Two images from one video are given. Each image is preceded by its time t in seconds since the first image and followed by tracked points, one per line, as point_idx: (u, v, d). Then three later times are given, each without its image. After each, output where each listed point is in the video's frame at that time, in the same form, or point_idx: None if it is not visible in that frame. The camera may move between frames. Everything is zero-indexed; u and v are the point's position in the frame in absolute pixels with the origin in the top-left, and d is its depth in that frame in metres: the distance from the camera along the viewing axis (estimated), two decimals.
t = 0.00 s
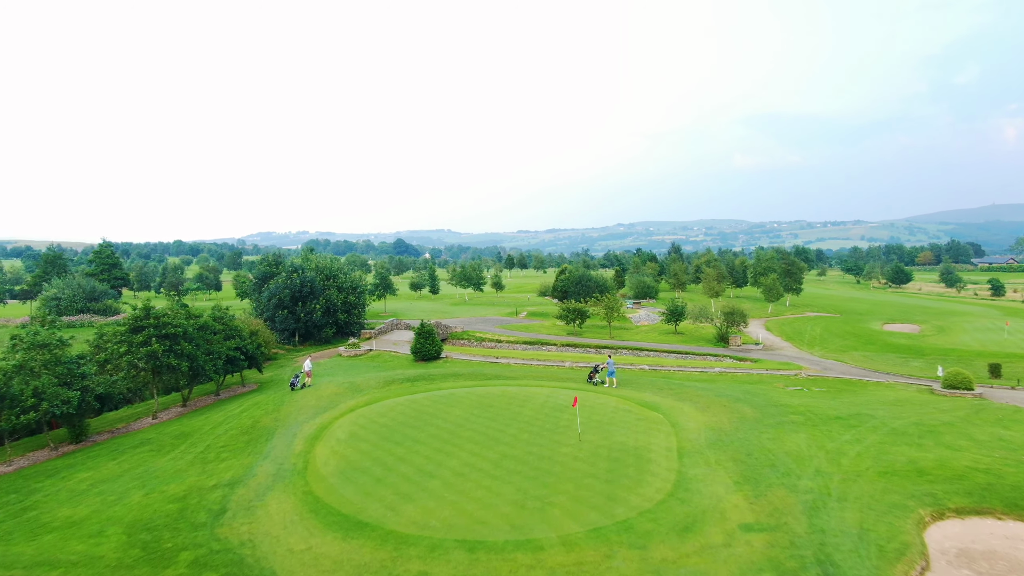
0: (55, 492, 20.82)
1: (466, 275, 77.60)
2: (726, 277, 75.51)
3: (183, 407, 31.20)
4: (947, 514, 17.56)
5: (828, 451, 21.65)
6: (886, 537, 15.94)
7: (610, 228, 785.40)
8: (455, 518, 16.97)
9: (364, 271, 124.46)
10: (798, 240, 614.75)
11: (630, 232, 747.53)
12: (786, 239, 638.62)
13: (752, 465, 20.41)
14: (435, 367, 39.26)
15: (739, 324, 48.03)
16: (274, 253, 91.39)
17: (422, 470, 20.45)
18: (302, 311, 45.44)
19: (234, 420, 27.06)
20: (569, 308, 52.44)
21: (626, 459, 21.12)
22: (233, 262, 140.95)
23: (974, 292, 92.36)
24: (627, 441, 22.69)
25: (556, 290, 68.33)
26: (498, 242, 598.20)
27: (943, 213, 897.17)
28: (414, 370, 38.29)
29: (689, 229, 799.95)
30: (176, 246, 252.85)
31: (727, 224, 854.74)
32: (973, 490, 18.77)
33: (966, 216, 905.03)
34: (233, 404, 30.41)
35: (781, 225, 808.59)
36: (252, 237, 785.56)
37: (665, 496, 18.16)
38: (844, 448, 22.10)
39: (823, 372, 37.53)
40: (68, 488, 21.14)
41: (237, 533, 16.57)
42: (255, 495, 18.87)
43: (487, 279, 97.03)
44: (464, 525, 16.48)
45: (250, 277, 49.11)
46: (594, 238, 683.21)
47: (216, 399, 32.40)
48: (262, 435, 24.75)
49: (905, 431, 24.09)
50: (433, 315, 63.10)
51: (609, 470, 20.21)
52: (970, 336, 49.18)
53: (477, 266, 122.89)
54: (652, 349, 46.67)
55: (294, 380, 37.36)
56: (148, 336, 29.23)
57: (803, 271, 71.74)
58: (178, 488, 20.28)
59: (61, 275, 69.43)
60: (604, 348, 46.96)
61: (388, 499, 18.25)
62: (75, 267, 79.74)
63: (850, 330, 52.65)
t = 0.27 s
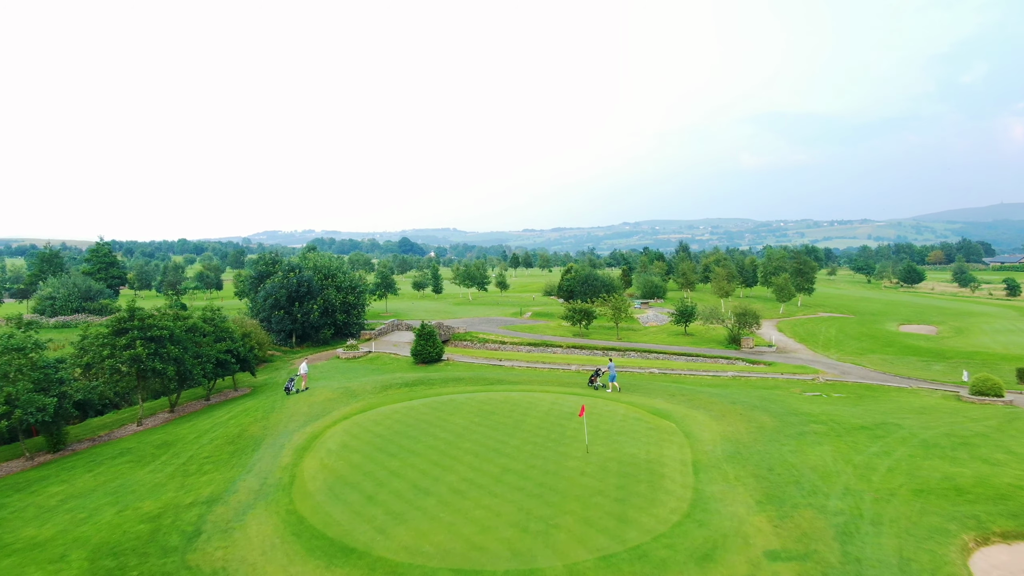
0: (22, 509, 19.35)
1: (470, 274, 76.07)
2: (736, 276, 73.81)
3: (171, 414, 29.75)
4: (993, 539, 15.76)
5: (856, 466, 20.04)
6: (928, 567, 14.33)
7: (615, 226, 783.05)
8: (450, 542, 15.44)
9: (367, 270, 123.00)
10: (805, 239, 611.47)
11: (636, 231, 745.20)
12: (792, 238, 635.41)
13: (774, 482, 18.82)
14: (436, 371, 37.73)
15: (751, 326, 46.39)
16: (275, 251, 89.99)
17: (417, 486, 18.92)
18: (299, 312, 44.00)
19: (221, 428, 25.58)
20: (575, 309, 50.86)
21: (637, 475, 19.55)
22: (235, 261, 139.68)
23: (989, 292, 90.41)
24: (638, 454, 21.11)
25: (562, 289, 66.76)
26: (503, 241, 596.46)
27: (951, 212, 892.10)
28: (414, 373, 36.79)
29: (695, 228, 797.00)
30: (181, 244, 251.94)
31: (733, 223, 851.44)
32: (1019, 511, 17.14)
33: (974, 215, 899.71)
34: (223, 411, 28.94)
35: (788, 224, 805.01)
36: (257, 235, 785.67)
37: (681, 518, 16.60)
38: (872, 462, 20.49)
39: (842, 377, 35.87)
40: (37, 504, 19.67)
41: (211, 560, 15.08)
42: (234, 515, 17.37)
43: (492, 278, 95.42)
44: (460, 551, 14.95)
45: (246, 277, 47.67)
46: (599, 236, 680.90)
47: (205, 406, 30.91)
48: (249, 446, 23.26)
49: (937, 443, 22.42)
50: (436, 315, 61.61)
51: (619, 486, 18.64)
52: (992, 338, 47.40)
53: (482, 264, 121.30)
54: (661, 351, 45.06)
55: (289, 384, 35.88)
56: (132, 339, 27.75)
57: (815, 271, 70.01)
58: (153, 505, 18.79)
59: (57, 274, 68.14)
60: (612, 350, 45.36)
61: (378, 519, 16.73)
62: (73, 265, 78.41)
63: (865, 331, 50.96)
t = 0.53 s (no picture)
0: None
1: (474, 273, 74.55)
2: (747, 276, 72.12)
3: (157, 422, 28.27)
4: None
5: (889, 485, 18.41)
6: None
7: (621, 225, 780.18)
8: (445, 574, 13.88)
9: (370, 269, 121.60)
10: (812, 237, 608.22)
11: (642, 230, 741.91)
12: (799, 237, 631.83)
13: (801, 504, 17.22)
14: (437, 375, 36.19)
15: (764, 327, 44.72)
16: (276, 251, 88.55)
17: (411, 506, 17.37)
18: (296, 313, 42.53)
19: (207, 438, 24.09)
20: (582, 309, 49.26)
21: (651, 493, 17.94)
22: (238, 259, 138.40)
23: (1004, 292, 88.49)
24: (651, 469, 19.50)
25: (568, 289, 65.19)
26: (509, 239, 594.73)
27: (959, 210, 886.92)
28: (414, 378, 35.27)
29: (701, 227, 793.98)
30: (184, 243, 250.91)
31: (740, 221, 847.44)
32: None
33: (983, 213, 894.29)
34: (211, 418, 27.44)
35: (794, 222, 800.89)
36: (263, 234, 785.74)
37: (701, 545, 15.03)
38: (906, 480, 18.87)
39: (862, 382, 34.19)
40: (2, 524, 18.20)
41: None
42: (211, 540, 15.86)
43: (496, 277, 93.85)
44: None
45: (242, 276, 46.23)
46: (605, 235, 678.64)
47: (193, 413, 29.43)
48: (234, 458, 21.74)
49: (975, 457, 20.74)
50: (438, 316, 60.11)
51: (631, 507, 17.06)
52: (1015, 341, 45.65)
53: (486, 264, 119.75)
54: (671, 354, 43.43)
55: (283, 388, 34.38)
56: (115, 343, 26.26)
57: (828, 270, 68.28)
58: (125, 526, 17.29)
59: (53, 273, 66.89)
60: (620, 352, 43.72)
61: (366, 545, 15.20)
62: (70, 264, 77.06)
63: (882, 333, 49.26)
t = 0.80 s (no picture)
0: None
1: (478, 271, 73.03)
2: (758, 274, 70.43)
3: (142, 431, 26.86)
4: None
5: (928, 507, 16.79)
6: None
7: (627, 221, 777.48)
8: None
9: (374, 265, 120.21)
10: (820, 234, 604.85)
11: (648, 226, 739.36)
12: (807, 233, 628.40)
13: (833, 530, 15.62)
14: (438, 378, 34.67)
15: (778, 328, 43.06)
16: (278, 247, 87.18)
17: (404, 530, 15.83)
18: (293, 313, 41.05)
19: (191, 449, 22.62)
20: (589, 309, 47.67)
21: (667, 516, 16.35)
22: (241, 256, 137.14)
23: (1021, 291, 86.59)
24: (667, 487, 17.92)
25: (575, 288, 63.63)
26: (514, 236, 593.02)
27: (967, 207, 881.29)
28: (414, 381, 33.76)
29: (708, 224, 790.83)
30: (189, 239, 249.94)
31: (747, 218, 843.80)
32: None
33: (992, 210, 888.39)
34: (198, 426, 26.00)
35: (802, 219, 796.84)
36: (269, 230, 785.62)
37: None
38: (946, 501, 17.25)
39: (884, 387, 32.52)
40: None
41: None
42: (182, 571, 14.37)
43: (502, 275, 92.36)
44: None
45: (238, 275, 44.76)
46: (611, 232, 676.52)
47: (181, 420, 27.94)
48: (217, 473, 20.27)
49: (1017, 474, 19.13)
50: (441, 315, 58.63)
51: (646, 533, 15.47)
52: None
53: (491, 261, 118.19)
54: (682, 356, 41.80)
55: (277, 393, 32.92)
56: (96, 346, 24.75)
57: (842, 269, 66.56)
58: (92, 552, 15.82)
59: (49, 270, 65.61)
60: (629, 354, 42.14)
61: None
62: (68, 261, 75.83)
63: (901, 334, 47.54)
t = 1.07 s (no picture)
0: None
1: (483, 269, 71.56)
2: (769, 272, 68.76)
3: (124, 440, 25.43)
4: None
5: (974, 535, 15.20)
6: None
7: (633, 217, 774.41)
8: None
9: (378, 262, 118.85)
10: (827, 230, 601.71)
11: (654, 222, 736.52)
12: (814, 229, 624.78)
13: (871, 565, 14.05)
14: (439, 383, 33.15)
15: (794, 330, 41.36)
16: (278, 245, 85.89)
17: (394, 562, 14.31)
18: (289, 313, 39.57)
19: (172, 462, 21.14)
20: (596, 309, 46.05)
21: (685, 545, 14.79)
22: (244, 253, 135.78)
23: None
24: (684, 511, 16.35)
25: (581, 286, 62.11)
26: (520, 232, 591.50)
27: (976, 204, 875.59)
28: (414, 386, 32.27)
29: (714, 220, 787.94)
30: (193, 235, 248.89)
31: (753, 214, 839.95)
32: None
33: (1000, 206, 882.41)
34: (182, 436, 24.54)
35: (809, 215, 792.68)
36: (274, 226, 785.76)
37: None
38: (992, 527, 15.65)
39: (908, 394, 30.84)
40: None
41: None
42: None
43: (507, 273, 91.01)
44: None
45: (234, 273, 43.30)
46: (617, 228, 674.19)
47: (165, 429, 26.43)
48: (196, 491, 18.80)
49: None
50: (444, 314, 57.14)
51: (663, 565, 13.91)
52: None
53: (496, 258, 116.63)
54: (693, 358, 40.18)
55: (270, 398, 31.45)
56: (73, 352, 23.26)
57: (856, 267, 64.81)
58: None
59: (45, 268, 64.34)
60: (638, 356, 40.54)
61: None
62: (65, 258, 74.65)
63: (920, 335, 45.80)
